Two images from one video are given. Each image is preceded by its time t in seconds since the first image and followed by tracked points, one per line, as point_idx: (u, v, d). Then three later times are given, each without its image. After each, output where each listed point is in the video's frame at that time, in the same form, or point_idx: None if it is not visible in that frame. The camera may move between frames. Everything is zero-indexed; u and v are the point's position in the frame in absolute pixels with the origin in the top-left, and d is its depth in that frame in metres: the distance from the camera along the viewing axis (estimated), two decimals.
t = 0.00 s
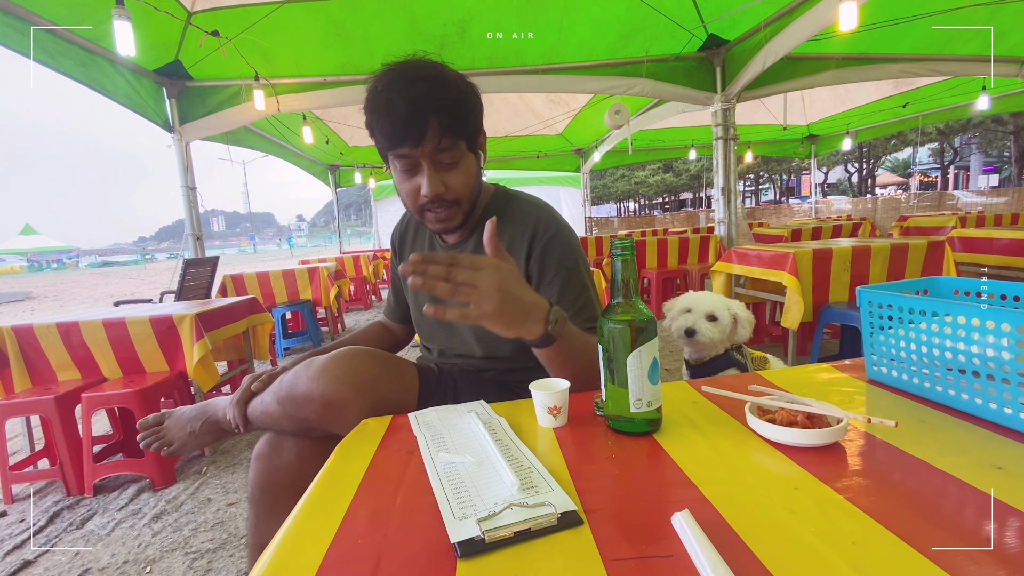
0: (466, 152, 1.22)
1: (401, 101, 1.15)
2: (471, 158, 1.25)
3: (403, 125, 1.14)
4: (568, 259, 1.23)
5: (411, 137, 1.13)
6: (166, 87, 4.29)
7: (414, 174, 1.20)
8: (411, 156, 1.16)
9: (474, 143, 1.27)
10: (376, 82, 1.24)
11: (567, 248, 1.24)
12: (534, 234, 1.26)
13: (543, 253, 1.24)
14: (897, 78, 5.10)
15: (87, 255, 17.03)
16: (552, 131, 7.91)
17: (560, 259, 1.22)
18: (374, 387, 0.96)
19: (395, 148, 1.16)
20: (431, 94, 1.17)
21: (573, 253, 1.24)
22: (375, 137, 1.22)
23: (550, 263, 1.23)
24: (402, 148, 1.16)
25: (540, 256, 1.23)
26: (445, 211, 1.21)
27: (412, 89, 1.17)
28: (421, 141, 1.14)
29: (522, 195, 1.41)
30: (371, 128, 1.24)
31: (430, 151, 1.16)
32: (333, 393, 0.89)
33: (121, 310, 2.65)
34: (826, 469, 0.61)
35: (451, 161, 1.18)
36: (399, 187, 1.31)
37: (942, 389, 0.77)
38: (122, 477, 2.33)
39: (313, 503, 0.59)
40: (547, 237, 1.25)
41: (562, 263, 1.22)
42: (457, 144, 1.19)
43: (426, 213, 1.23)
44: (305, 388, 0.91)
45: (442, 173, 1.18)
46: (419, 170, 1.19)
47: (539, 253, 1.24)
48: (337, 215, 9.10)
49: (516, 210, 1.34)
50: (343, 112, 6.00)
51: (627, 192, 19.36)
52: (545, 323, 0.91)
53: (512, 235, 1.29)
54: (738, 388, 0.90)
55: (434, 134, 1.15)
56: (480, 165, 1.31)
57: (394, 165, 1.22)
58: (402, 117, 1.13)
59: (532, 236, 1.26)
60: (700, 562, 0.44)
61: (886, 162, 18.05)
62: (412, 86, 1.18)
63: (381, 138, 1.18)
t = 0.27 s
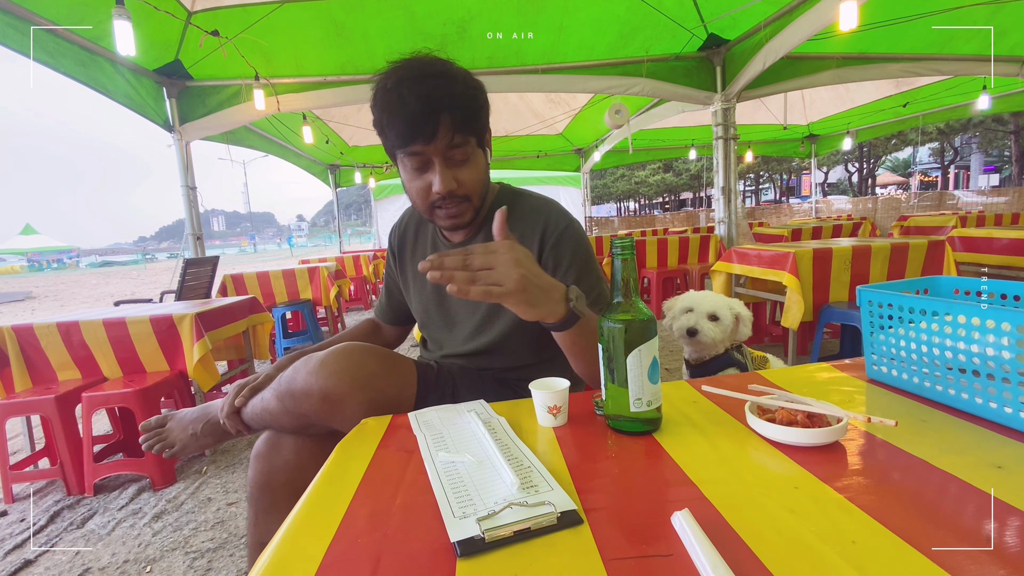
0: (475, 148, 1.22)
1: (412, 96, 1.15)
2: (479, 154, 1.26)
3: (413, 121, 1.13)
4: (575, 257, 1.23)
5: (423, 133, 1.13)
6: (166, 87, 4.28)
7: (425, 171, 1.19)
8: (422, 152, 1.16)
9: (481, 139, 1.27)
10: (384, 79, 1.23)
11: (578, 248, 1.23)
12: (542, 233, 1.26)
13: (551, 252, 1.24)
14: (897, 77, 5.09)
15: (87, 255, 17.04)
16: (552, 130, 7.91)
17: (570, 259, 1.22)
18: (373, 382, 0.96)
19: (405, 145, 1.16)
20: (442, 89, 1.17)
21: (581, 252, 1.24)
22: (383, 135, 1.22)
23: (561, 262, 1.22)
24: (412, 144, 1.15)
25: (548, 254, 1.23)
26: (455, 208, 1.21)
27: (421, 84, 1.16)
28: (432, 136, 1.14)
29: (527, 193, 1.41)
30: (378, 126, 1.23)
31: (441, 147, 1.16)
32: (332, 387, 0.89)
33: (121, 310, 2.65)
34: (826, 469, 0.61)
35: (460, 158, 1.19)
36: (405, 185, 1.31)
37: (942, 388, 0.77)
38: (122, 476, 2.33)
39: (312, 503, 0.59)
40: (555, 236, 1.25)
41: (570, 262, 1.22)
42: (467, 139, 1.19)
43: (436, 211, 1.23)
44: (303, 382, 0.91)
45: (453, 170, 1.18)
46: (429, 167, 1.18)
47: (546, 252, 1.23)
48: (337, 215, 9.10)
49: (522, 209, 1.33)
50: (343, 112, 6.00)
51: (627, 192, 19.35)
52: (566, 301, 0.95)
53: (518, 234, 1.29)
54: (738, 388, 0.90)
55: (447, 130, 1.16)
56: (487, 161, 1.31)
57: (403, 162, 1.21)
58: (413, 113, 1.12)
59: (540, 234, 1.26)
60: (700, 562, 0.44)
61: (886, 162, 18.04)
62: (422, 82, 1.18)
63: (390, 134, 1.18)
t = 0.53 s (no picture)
0: (474, 141, 1.22)
1: (411, 90, 1.15)
2: (478, 149, 1.26)
3: (413, 115, 1.14)
4: (568, 261, 1.23)
5: (422, 127, 1.14)
6: (166, 86, 4.28)
7: (424, 166, 1.19)
8: (421, 146, 1.16)
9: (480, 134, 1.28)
10: (382, 77, 1.23)
11: (569, 251, 1.23)
12: (535, 236, 1.26)
13: (544, 256, 1.23)
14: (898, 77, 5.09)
15: (87, 255, 17.03)
16: (552, 130, 7.91)
17: (559, 264, 1.22)
18: (381, 389, 0.95)
19: (404, 140, 1.16)
20: (440, 84, 1.17)
21: (574, 256, 1.24)
22: (382, 131, 1.22)
23: (550, 266, 1.22)
24: (411, 139, 1.16)
25: (541, 258, 1.23)
26: (454, 203, 1.21)
27: (420, 80, 1.17)
28: (431, 130, 1.15)
29: (524, 194, 1.40)
30: (377, 123, 1.23)
31: (441, 140, 1.16)
32: (341, 396, 0.89)
33: (121, 309, 2.65)
34: (827, 468, 0.61)
35: (459, 152, 1.19)
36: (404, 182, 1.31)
37: (943, 388, 0.77)
38: (122, 476, 2.33)
39: (313, 503, 0.59)
40: (548, 240, 1.24)
41: (563, 267, 1.22)
42: (466, 132, 1.20)
43: (435, 208, 1.23)
44: (312, 390, 0.90)
45: (452, 163, 1.19)
46: (428, 162, 1.19)
47: (539, 256, 1.23)
48: (337, 215, 9.10)
49: (517, 211, 1.33)
50: (343, 112, 6.00)
51: (627, 192, 19.34)
52: (510, 340, 0.93)
53: (513, 237, 1.29)
54: (739, 388, 0.90)
55: (445, 124, 1.16)
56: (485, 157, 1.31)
57: (402, 158, 1.21)
58: (413, 107, 1.13)
59: (533, 238, 1.26)
60: (701, 561, 0.44)
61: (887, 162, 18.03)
62: (421, 78, 1.18)
63: (389, 129, 1.18)
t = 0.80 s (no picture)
0: (471, 139, 1.22)
1: (410, 87, 1.15)
2: (475, 147, 1.26)
3: (411, 112, 1.14)
4: (565, 258, 1.23)
5: (420, 124, 1.14)
6: (166, 85, 4.27)
7: (423, 164, 1.19)
8: (420, 143, 1.16)
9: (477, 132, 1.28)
10: (380, 74, 1.23)
11: (565, 248, 1.23)
12: (531, 233, 1.26)
13: (540, 252, 1.23)
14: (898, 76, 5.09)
15: (87, 255, 17.03)
16: (552, 130, 7.91)
17: (556, 260, 1.22)
18: (379, 387, 0.95)
19: (403, 136, 1.16)
20: (439, 81, 1.17)
21: (570, 252, 1.24)
22: (380, 129, 1.22)
23: (547, 262, 1.22)
24: (410, 136, 1.15)
25: (538, 255, 1.23)
26: (452, 200, 1.21)
27: (418, 77, 1.17)
28: (430, 127, 1.14)
29: (520, 193, 1.40)
30: (374, 121, 1.23)
31: (439, 138, 1.16)
32: (339, 393, 0.89)
33: (121, 309, 2.64)
34: (827, 469, 0.61)
35: (457, 149, 1.19)
36: (402, 180, 1.30)
37: (944, 388, 0.77)
38: (122, 476, 2.34)
39: (313, 503, 0.59)
40: (544, 237, 1.25)
41: (559, 263, 1.22)
42: (464, 130, 1.20)
43: (434, 206, 1.23)
44: (310, 388, 0.90)
45: (451, 161, 1.19)
46: (427, 159, 1.18)
47: (535, 253, 1.23)
48: (337, 214, 9.09)
49: (513, 209, 1.33)
50: (344, 111, 6.00)
51: (627, 191, 19.34)
52: (505, 338, 0.93)
53: (509, 234, 1.29)
54: (740, 388, 0.90)
55: (444, 121, 1.16)
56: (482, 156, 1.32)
57: (400, 155, 1.21)
58: (412, 104, 1.13)
59: (529, 235, 1.26)
60: (702, 561, 0.44)
61: (887, 161, 18.03)
62: (419, 75, 1.18)
63: (387, 126, 1.18)
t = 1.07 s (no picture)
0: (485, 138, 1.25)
1: (430, 85, 1.16)
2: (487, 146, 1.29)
3: (433, 110, 1.15)
4: (573, 253, 1.24)
5: (441, 122, 1.15)
6: (166, 85, 4.27)
7: (440, 161, 1.20)
8: (440, 140, 1.17)
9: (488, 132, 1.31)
10: (394, 72, 1.23)
11: (573, 243, 1.25)
12: (538, 229, 1.27)
13: (549, 249, 1.25)
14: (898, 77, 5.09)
15: (87, 255, 17.03)
16: (552, 130, 7.90)
17: (565, 255, 1.24)
18: (376, 383, 0.95)
19: (423, 134, 1.16)
20: (457, 81, 1.20)
21: (577, 247, 1.26)
22: (395, 127, 1.21)
23: (556, 258, 1.24)
24: (429, 132, 1.16)
25: (547, 251, 1.25)
26: (467, 197, 1.21)
27: (436, 76, 1.18)
28: (450, 125, 1.16)
29: (519, 189, 1.40)
30: (388, 119, 1.23)
31: (458, 136, 1.18)
32: (335, 388, 0.89)
33: (121, 309, 2.65)
34: (828, 470, 0.61)
35: (473, 148, 1.21)
36: (412, 178, 1.30)
37: (944, 389, 0.77)
38: (123, 476, 2.34)
39: (314, 504, 0.59)
40: (551, 234, 1.26)
41: (568, 259, 1.24)
42: (479, 129, 1.22)
43: (448, 202, 1.23)
44: (306, 383, 0.90)
45: (468, 158, 1.20)
46: (445, 157, 1.19)
47: (544, 249, 1.25)
48: (338, 214, 9.10)
49: (516, 205, 1.34)
50: (344, 111, 6.00)
51: (627, 191, 19.33)
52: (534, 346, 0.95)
53: (514, 232, 1.29)
54: (740, 389, 0.90)
55: (463, 121, 1.18)
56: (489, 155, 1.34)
57: (416, 153, 1.21)
58: (434, 102, 1.15)
59: (536, 231, 1.27)
60: (702, 562, 0.44)
61: (887, 161, 18.03)
62: (437, 74, 1.19)
63: (406, 123, 1.18)
